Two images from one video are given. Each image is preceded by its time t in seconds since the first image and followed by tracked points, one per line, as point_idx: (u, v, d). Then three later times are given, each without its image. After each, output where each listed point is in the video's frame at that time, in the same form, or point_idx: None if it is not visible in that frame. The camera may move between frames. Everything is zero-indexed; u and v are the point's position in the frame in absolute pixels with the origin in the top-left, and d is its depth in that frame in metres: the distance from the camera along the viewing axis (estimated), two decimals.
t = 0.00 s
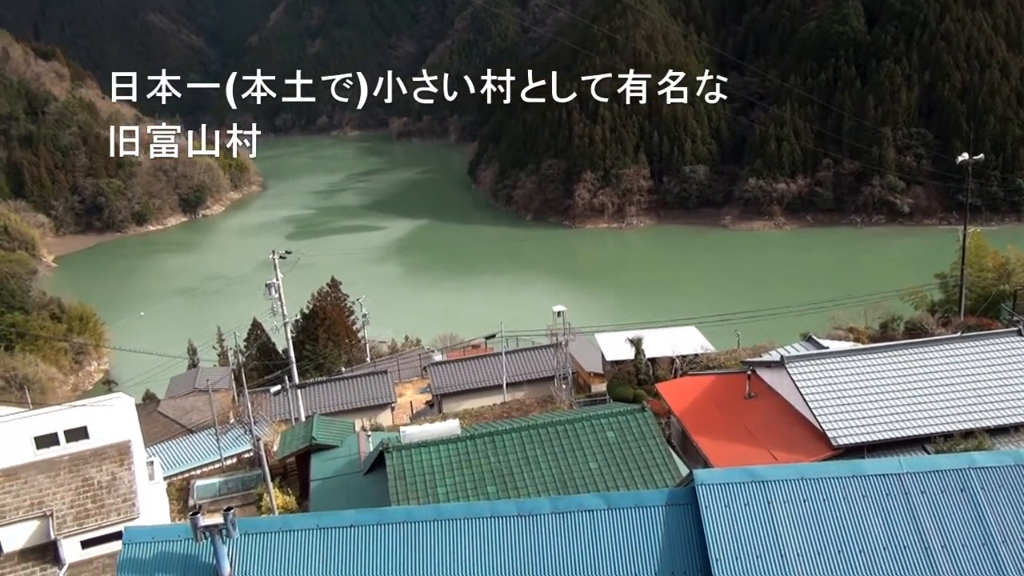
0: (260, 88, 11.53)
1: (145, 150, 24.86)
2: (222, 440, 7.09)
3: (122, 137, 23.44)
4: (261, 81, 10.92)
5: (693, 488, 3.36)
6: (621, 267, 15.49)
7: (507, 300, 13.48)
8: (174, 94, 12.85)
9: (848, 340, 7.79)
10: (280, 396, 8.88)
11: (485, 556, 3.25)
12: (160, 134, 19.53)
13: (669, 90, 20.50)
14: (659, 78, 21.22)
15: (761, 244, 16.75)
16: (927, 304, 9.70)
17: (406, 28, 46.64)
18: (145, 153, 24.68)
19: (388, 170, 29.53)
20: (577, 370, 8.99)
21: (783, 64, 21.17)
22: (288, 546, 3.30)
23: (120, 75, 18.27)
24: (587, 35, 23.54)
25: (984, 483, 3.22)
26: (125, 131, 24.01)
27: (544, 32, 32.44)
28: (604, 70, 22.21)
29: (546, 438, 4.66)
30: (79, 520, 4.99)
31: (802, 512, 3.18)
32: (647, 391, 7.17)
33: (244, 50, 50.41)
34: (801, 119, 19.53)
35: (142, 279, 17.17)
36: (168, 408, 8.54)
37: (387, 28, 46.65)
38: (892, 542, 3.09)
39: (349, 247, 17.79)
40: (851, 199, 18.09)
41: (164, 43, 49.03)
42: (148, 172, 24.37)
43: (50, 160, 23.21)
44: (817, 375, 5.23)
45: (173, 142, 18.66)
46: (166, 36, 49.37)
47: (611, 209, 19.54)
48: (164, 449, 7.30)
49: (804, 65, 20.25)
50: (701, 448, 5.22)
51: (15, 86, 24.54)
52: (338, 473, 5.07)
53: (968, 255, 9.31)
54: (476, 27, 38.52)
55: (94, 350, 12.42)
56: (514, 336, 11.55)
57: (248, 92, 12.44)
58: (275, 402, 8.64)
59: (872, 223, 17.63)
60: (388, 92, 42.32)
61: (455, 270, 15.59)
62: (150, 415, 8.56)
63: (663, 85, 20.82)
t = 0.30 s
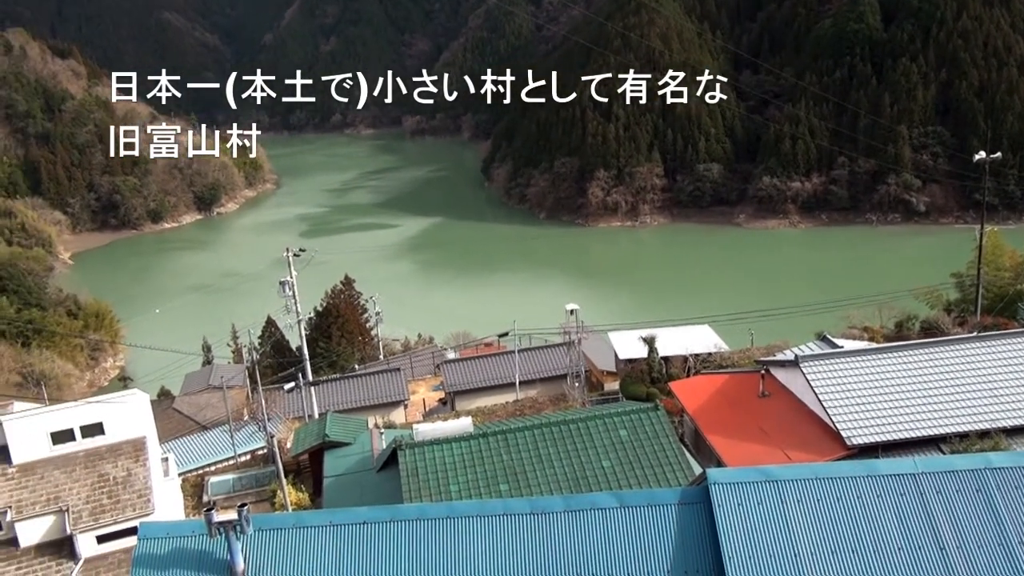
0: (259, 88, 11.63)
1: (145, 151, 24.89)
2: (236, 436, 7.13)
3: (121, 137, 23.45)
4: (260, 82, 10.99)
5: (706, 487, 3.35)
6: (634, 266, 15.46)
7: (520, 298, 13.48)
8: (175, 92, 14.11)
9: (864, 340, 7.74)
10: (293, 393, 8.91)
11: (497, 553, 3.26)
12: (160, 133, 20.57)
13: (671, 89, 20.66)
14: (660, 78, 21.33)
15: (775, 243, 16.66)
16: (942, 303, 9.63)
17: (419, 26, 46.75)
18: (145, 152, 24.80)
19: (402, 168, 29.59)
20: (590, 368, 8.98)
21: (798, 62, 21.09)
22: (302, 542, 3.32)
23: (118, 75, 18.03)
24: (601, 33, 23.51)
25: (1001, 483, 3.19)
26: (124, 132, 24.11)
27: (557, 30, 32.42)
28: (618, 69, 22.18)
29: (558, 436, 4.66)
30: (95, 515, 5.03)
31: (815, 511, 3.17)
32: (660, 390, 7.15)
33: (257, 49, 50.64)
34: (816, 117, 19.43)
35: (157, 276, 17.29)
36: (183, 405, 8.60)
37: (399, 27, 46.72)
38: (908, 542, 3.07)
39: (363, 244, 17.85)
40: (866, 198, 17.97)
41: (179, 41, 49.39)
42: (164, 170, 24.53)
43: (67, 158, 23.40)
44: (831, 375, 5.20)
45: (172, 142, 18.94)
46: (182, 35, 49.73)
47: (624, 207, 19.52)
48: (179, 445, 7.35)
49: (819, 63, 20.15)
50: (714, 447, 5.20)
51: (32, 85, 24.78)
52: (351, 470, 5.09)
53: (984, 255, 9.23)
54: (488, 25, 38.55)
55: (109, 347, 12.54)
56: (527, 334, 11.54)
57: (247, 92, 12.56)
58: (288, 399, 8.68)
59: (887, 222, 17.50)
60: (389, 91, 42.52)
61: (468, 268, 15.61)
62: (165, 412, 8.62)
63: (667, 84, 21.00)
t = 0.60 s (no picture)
0: (260, 87, 11.73)
1: (144, 152, 24.84)
2: (250, 432, 7.16)
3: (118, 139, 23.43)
4: (261, 81, 11.15)
5: (719, 486, 3.33)
6: (647, 264, 15.44)
7: (532, 296, 13.49)
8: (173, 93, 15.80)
9: (878, 339, 7.71)
10: (307, 389, 8.95)
11: (509, 551, 3.26)
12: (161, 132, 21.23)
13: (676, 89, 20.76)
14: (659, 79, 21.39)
15: (789, 241, 16.59)
16: (958, 302, 9.56)
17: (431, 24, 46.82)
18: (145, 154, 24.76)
19: (414, 165, 29.64)
20: (602, 366, 8.97)
21: (813, 60, 21.00)
22: (314, 538, 3.32)
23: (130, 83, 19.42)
24: (615, 30, 23.50)
25: (1016, 485, 3.16)
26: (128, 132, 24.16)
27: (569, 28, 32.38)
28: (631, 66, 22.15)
29: (570, 433, 4.65)
30: (109, 509, 5.05)
31: (828, 511, 3.15)
32: (672, 388, 7.14)
33: (270, 47, 50.84)
34: (830, 115, 19.32)
35: (172, 272, 17.39)
36: (197, 401, 8.66)
37: (411, 25, 46.77)
38: (921, 543, 3.05)
39: (376, 241, 17.90)
40: (880, 196, 17.87)
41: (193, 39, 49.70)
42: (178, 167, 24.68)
43: (83, 155, 23.59)
44: (845, 374, 5.18)
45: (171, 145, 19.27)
46: (196, 33, 50.03)
47: (637, 205, 19.47)
48: (193, 440, 7.40)
49: (834, 60, 20.06)
50: (726, 446, 5.20)
51: (49, 82, 24.99)
52: (363, 467, 5.11)
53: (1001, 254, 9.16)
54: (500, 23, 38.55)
55: (124, 342, 12.64)
56: (539, 332, 11.55)
57: (249, 91, 12.71)
58: (301, 395, 8.72)
59: (902, 220, 17.41)
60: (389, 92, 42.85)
61: (481, 265, 15.62)
62: (179, 407, 8.67)
63: (666, 85, 21.05)
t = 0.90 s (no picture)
0: (259, 88, 11.75)
1: (145, 151, 24.72)
2: (262, 429, 7.19)
3: (119, 138, 23.38)
4: (260, 81, 11.15)
5: (731, 485, 3.33)
6: (660, 262, 15.40)
7: (544, 293, 13.48)
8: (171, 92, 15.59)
9: (893, 338, 7.65)
10: (319, 386, 8.97)
11: (522, 548, 3.26)
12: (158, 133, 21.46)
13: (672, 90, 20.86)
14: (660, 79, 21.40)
15: (801, 240, 16.51)
16: (973, 302, 9.50)
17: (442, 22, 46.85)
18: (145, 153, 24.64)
19: (426, 163, 29.68)
20: (614, 365, 8.95)
21: (826, 57, 20.89)
22: (326, 534, 3.33)
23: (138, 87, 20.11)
24: (627, 28, 23.45)
25: None
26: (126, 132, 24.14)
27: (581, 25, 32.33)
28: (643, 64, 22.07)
29: (582, 431, 4.65)
30: (123, 505, 5.08)
31: (841, 511, 3.14)
32: (684, 387, 7.12)
33: (283, 45, 51.03)
34: (845, 112, 19.19)
35: (185, 269, 17.49)
36: (210, 397, 8.70)
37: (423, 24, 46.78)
38: (935, 543, 3.03)
39: (389, 239, 17.95)
40: (895, 194, 17.76)
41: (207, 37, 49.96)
42: (193, 164, 24.82)
43: (98, 152, 23.76)
44: (858, 372, 5.15)
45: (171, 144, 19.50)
46: (210, 31, 50.29)
47: (650, 203, 19.43)
48: (207, 437, 7.43)
49: (849, 58, 19.94)
50: (738, 445, 5.18)
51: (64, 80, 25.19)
52: (376, 464, 5.12)
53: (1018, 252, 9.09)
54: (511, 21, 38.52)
55: (138, 339, 12.73)
56: (551, 330, 11.55)
57: (249, 92, 12.75)
58: (314, 392, 8.74)
59: (917, 219, 17.31)
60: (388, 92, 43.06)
61: (493, 263, 15.62)
62: (192, 404, 8.73)
63: (665, 85, 21.08)
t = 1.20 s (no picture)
0: (259, 88, 11.78)
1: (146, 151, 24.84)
2: (274, 425, 7.22)
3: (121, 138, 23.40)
4: (259, 81, 11.10)
5: (742, 483, 3.32)
6: (672, 260, 15.36)
7: (555, 291, 13.48)
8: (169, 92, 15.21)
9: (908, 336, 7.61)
10: (330, 382, 9.00)
11: (532, 545, 3.26)
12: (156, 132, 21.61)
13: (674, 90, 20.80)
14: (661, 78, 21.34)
15: (814, 238, 16.46)
16: (988, 301, 9.43)
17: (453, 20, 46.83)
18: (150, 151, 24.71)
19: (437, 160, 29.72)
20: (626, 363, 8.94)
21: (840, 55, 20.76)
22: (337, 530, 3.34)
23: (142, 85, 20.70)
24: (640, 25, 23.38)
25: None
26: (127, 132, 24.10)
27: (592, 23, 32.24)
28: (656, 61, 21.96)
29: (592, 429, 4.64)
30: (136, 499, 5.10)
31: (853, 510, 3.12)
32: (696, 385, 7.11)
33: (295, 43, 51.18)
34: (858, 110, 19.04)
35: (199, 265, 17.59)
36: (223, 393, 8.75)
37: (434, 21, 46.75)
38: (947, 543, 3.01)
39: (402, 235, 18.00)
40: (909, 192, 17.68)
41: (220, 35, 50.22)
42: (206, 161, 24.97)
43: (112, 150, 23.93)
44: (871, 372, 5.12)
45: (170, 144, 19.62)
46: (223, 28, 50.54)
47: (662, 201, 19.40)
48: (219, 432, 7.46)
49: (863, 55, 19.80)
50: (750, 444, 5.17)
51: (79, 77, 25.40)
52: (387, 461, 5.13)
53: None
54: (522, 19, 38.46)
55: (151, 334, 12.83)
56: (562, 327, 11.55)
57: (247, 92, 12.77)
58: (326, 388, 8.78)
59: (931, 217, 17.22)
60: (393, 90, 43.14)
61: (504, 260, 15.62)
62: (205, 399, 8.78)
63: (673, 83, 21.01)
